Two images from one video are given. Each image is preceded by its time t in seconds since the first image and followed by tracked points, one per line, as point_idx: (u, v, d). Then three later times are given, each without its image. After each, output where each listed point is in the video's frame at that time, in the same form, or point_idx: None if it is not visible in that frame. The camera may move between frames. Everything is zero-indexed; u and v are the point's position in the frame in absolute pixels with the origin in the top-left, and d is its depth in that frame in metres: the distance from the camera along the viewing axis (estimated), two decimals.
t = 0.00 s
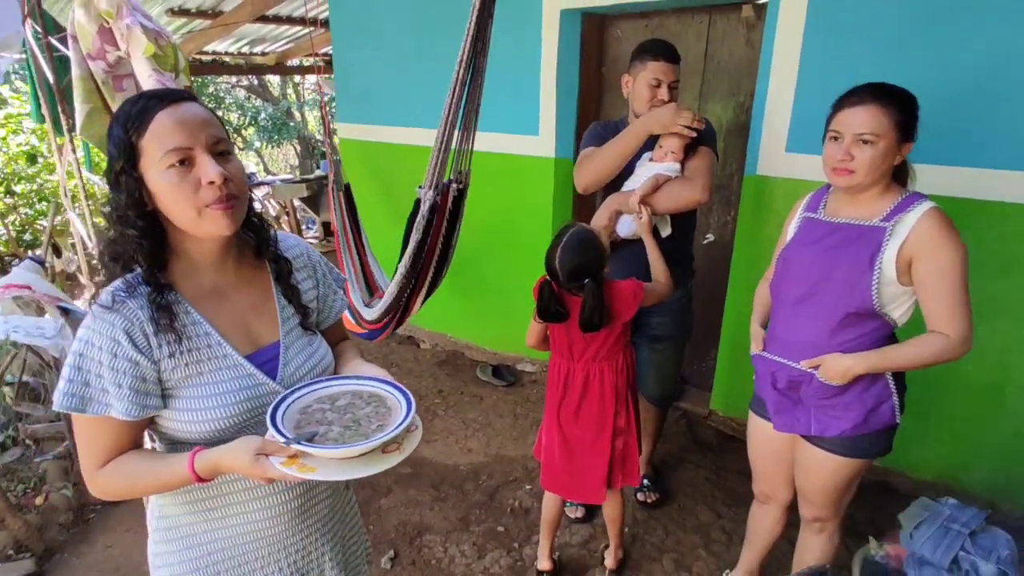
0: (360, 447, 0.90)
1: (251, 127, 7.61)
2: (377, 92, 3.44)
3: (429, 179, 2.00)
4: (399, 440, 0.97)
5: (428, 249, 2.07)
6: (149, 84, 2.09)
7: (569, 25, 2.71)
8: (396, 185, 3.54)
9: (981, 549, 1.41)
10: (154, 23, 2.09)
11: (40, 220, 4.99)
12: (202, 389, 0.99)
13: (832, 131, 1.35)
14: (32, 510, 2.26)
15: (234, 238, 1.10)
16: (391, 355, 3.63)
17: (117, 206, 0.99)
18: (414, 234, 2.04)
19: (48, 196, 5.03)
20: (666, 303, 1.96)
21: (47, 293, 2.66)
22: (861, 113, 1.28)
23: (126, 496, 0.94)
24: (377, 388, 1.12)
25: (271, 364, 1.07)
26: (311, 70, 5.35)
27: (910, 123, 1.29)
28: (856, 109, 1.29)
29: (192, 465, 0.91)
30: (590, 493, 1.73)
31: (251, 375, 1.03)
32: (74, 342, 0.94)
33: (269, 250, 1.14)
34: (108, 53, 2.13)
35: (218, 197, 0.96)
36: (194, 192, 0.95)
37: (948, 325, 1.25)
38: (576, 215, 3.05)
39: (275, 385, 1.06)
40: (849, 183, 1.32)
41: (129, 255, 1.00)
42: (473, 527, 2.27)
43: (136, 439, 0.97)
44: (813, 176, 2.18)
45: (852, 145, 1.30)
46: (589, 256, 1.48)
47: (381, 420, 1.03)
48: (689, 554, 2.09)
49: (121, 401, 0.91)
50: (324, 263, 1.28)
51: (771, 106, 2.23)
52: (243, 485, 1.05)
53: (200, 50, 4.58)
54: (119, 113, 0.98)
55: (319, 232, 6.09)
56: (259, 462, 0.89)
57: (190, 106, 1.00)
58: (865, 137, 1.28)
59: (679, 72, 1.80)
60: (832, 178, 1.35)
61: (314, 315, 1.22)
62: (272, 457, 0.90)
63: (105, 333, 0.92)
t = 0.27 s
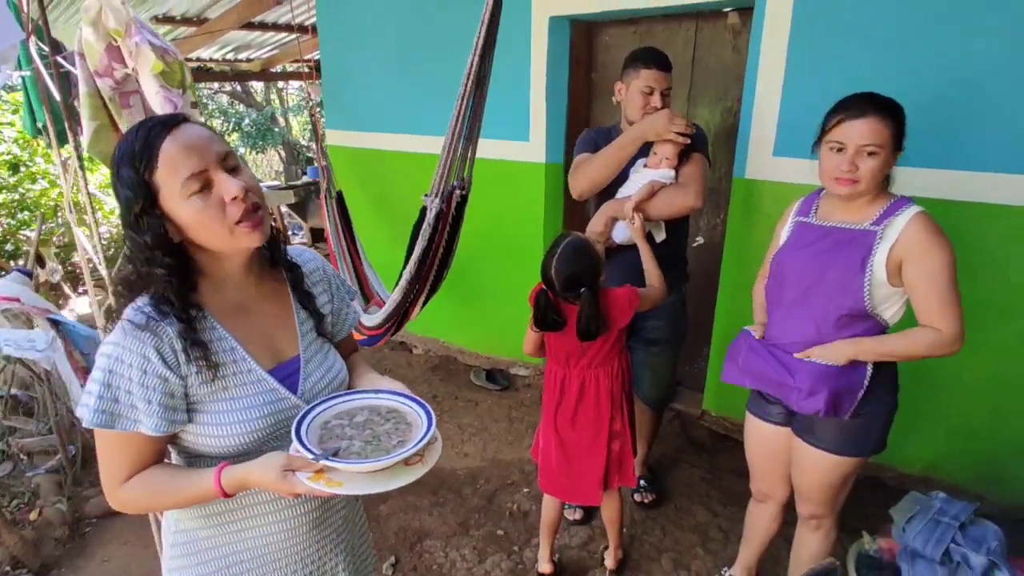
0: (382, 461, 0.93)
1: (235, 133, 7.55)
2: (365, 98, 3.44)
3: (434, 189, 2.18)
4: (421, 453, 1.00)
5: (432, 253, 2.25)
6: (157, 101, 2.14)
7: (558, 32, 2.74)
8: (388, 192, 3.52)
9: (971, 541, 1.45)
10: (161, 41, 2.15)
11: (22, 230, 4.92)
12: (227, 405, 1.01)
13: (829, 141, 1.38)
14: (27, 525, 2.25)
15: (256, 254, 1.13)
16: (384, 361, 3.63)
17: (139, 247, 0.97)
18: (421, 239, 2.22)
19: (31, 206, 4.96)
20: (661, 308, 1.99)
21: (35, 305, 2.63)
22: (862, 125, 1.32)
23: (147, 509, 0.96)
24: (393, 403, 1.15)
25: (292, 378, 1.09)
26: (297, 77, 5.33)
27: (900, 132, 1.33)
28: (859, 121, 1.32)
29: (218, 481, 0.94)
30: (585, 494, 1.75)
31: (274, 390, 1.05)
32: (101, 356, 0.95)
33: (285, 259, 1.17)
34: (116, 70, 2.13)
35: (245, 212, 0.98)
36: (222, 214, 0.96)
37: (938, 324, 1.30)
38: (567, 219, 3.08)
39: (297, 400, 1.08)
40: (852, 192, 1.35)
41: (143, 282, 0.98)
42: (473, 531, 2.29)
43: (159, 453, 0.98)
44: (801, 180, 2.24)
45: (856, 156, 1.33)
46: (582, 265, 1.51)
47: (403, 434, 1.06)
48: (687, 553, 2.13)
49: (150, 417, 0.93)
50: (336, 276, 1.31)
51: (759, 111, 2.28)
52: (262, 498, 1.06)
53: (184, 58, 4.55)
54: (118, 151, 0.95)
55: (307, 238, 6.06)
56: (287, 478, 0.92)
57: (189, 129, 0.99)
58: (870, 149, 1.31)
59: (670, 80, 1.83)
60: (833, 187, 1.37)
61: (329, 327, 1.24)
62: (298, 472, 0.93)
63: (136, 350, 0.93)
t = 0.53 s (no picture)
0: (400, 465, 0.94)
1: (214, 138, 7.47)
2: (351, 102, 3.44)
3: (441, 217, 2.17)
4: (440, 453, 1.02)
5: (434, 281, 2.25)
6: (162, 110, 2.12)
7: (544, 37, 2.77)
8: (378, 199, 3.51)
9: (957, 529, 1.48)
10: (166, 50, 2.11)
11: None
12: (248, 416, 1.03)
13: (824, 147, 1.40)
14: (16, 539, 2.21)
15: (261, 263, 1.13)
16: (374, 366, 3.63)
17: (134, 287, 0.97)
18: (425, 265, 2.20)
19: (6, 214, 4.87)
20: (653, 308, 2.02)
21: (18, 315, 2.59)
22: (860, 132, 1.35)
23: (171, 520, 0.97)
24: (408, 405, 1.16)
25: (309, 385, 1.11)
26: (278, 82, 5.30)
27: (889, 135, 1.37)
28: (860, 129, 1.35)
29: (243, 490, 0.96)
30: (577, 500, 1.78)
31: (292, 398, 1.07)
32: (121, 377, 0.95)
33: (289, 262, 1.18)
34: (120, 79, 2.12)
35: (245, 235, 0.96)
36: (221, 241, 0.95)
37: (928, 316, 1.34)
38: (555, 222, 3.11)
39: (315, 405, 1.10)
40: (852, 195, 1.38)
41: (144, 306, 0.98)
42: (470, 533, 2.30)
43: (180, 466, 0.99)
44: (785, 181, 2.29)
45: (860, 163, 1.36)
46: (578, 270, 1.53)
47: (422, 435, 1.08)
48: (682, 548, 2.16)
49: (176, 433, 0.94)
50: (342, 275, 1.32)
51: (743, 114, 2.33)
52: (281, 505, 1.07)
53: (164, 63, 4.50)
54: (105, 192, 0.93)
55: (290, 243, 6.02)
56: (310, 484, 0.93)
57: (172, 156, 0.96)
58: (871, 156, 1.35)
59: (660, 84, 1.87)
60: (832, 191, 1.40)
61: (341, 328, 1.25)
62: (320, 477, 0.94)
63: (158, 368, 0.94)
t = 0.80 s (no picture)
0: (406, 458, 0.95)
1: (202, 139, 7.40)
2: (343, 101, 3.43)
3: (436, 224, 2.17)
4: (443, 448, 1.03)
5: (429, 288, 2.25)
6: (160, 103, 2.10)
7: (536, 36, 2.77)
8: (371, 201, 3.51)
9: (948, 520, 1.50)
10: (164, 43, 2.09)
11: None
12: (247, 417, 1.02)
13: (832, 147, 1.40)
14: (5, 542, 2.19)
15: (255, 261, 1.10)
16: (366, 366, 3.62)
17: (124, 294, 0.95)
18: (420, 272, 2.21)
19: None
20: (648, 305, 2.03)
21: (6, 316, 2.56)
22: (874, 134, 1.35)
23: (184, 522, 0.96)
24: (410, 401, 1.16)
25: (308, 383, 1.10)
26: (267, 81, 5.27)
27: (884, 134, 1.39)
28: (877, 131, 1.35)
29: (245, 488, 0.95)
30: (577, 498, 1.79)
31: (291, 396, 1.06)
32: (118, 386, 0.94)
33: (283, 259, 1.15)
34: (119, 73, 2.11)
35: (237, 242, 0.94)
36: (213, 248, 0.93)
37: (923, 309, 1.37)
38: (548, 221, 3.12)
39: (316, 403, 1.10)
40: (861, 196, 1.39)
41: (137, 313, 0.96)
42: (465, 531, 2.30)
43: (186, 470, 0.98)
44: (777, 180, 2.31)
45: (874, 165, 1.36)
46: (580, 269, 1.55)
47: (425, 430, 1.08)
48: (678, 544, 2.17)
49: (177, 439, 0.93)
50: (338, 266, 1.32)
51: (735, 113, 2.34)
52: (286, 502, 1.06)
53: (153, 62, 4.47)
54: (91, 197, 0.90)
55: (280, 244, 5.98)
56: (316, 479, 0.93)
57: (159, 161, 0.93)
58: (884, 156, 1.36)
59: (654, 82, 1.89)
60: (841, 192, 1.39)
61: (338, 322, 1.25)
62: (325, 473, 0.94)
63: (155, 375, 0.93)
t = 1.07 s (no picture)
0: (414, 450, 0.96)
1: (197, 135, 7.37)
2: (342, 97, 3.43)
3: (430, 213, 2.18)
4: (448, 443, 1.03)
5: (421, 278, 2.24)
6: (172, 97, 2.09)
7: (536, 33, 2.78)
8: (367, 195, 3.51)
9: (944, 512, 1.51)
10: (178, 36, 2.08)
11: None
12: (250, 413, 1.02)
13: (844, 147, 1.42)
14: (5, 537, 2.18)
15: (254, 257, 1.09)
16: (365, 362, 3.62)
17: (117, 291, 0.94)
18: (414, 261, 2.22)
19: None
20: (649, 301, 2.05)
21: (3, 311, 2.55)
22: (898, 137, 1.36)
23: (193, 518, 0.95)
24: (416, 396, 1.17)
25: (311, 376, 1.11)
26: (264, 77, 5.25)
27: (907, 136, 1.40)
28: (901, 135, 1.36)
29: (251, 482, 0.94)
30: (604, 491, 1.81)
31: (294, 391, 1.06)
32: (118, 384, 0.92)
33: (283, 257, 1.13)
34: (131, 66, 2.10)
35: (234, 241, 0.93)
36: (210, 247, 0.91)
37: (925, 306, 1.42)
38: (547, 218, 3.13)
39: (320, 396, 1.10)
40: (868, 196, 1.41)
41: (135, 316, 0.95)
42: (466, 525, 2.31)
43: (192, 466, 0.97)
44: (775, 178, 2.33)
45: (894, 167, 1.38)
46: (602, 269, 1.56)
47: (431, 423, 1.08)
48: (677, 538, 2.20)
49: (182, 436, 0.92)
50: (340, 260, 1.32)
51: (734, 111, 2.36)
52: (295, 496, 1.07)
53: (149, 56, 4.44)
54: (86, 195, 0.89)
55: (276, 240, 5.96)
56: (321, 471, 0.92)
57: (156, 159, 0.91)
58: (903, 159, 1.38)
59: (656, 79, 1.90)
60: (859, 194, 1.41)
61: (339, 316, 1.25)
62: (330, 466, 0.93)
63: (157, 373, 0.92)
